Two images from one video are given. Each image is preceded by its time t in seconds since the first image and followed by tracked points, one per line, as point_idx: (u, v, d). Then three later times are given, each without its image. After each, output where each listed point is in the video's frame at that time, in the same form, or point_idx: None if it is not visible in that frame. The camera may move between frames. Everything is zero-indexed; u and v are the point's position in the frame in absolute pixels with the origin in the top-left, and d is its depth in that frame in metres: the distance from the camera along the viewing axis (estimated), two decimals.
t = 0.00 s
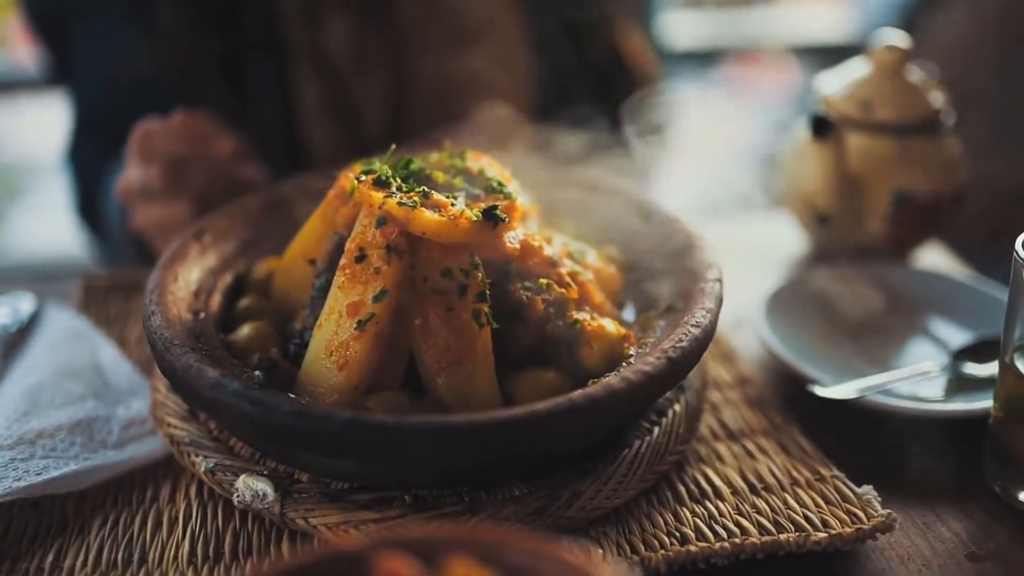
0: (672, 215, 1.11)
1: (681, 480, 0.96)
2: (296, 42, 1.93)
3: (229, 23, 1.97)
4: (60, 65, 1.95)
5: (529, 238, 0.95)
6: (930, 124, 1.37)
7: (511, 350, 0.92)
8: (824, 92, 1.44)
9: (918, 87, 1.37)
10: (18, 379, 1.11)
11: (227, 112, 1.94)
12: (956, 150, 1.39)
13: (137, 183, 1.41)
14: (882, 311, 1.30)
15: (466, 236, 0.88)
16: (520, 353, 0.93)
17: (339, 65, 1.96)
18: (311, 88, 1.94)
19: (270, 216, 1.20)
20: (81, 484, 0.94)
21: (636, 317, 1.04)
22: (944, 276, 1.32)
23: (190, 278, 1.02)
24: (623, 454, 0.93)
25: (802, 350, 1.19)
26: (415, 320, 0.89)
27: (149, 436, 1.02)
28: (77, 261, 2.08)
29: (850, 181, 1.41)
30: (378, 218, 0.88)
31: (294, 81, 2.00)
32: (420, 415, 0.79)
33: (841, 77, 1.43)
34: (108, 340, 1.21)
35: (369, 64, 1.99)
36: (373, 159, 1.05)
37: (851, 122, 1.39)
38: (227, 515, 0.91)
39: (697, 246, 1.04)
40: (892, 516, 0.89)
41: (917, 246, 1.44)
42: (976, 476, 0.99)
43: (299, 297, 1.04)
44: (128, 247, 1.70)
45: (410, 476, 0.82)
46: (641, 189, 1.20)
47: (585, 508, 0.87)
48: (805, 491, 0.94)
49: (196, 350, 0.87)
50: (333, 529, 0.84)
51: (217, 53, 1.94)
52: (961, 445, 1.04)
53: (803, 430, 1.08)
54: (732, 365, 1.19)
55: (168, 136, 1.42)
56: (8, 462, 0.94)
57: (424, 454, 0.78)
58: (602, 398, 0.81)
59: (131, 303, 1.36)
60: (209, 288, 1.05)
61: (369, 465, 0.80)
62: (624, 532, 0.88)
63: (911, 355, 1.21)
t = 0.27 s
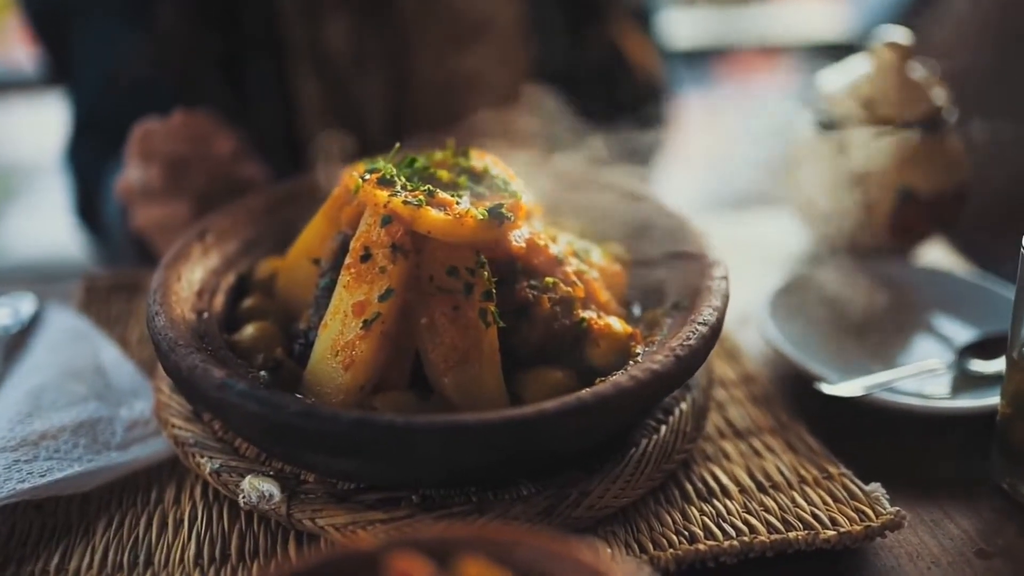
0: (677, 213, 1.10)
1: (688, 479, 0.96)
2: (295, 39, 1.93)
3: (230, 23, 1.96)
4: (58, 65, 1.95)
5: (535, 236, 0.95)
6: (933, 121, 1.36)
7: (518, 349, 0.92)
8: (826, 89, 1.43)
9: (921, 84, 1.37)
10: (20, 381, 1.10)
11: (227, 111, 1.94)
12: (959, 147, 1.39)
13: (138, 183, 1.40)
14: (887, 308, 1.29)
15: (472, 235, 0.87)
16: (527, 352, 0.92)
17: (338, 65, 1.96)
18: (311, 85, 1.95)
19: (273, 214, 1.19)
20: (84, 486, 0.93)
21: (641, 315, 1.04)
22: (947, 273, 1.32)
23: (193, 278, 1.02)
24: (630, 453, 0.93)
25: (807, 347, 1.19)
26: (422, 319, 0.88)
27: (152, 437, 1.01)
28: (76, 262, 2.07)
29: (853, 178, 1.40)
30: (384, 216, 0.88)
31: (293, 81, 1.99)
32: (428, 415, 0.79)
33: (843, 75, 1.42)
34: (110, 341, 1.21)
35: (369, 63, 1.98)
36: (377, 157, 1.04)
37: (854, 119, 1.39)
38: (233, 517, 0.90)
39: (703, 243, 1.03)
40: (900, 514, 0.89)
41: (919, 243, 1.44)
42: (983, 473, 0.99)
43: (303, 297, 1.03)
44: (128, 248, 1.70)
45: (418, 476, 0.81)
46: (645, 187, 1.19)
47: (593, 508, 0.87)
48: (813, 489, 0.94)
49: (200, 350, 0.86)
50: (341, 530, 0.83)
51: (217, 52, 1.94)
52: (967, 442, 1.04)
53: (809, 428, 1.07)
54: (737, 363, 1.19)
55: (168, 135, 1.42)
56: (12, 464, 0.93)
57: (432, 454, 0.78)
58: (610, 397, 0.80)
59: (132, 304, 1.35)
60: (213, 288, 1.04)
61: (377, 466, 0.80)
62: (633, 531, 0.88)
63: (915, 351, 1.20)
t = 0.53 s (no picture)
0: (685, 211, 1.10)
1: (698, 476, 0.96)
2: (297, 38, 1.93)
3: (230, 24, 1.93)
4: (59, 64, 1.94)
5: (544, 233, 0.95)
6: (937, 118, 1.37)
7: (528, 345, 0.92)
8: (829, 86, 1.43)
9: (925, 81, 1.37)
10: (26, 380, 1.10)
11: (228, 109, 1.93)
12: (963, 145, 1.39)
13: (143, 182, 1.40)
14: (892, 305, 1.29)
15: (483, 231, 0.87)
16: (537, 349, 0.92)
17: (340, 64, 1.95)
18: (312, 85, 1.96)
19: (279, 212, 1.19)
20: (93, 485, 0.93)
21: (650, 312, 1.03)
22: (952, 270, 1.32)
23: (201, 275, 1.01)
24: (640, 450, 0.93)
25: (814, 345, 1.19)
26: (432, 316, 0.88)
27: (160, 435, 1.01)
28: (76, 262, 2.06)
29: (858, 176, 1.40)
30: (394, 213, 0.87)
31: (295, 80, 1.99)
32: (441, 412, 0.79)
33: (847, 73, 1.43)
34: (116, 340, 1.20)
35: (371, 62, 1.98)
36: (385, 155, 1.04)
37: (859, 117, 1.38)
38: (243, 515, 0.90)
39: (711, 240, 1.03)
40: (911, 510, 0.89)
41: (923, 240, 1.44)
42: (992, 469, 0.99)
43: (311, 294, 1.03)
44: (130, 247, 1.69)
45: (430, 473, 0.81)
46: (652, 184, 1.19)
47: (605, 504, 0.87)
48: (823, 485, 0.94)
49: (210, 348, 0.86)
50: (353, 527, 0.83)
51: (218, 51, 1.93)
52: (975, 438, 1.04)
53: (817, 425, 1.08)
54: (745, 360, 1.19)
55: (173, 133, 1.41)
56: (20, 462, 0.92)
57: (445, 450, 0.77)
58: (623, 393, 0.80)
59: (137, 303, 1.35)
60: (220, 286, 1.04)
61: (390, 463, 0.80)
62: (644, 528, 0.88)
63: (922, 348, 1.21)
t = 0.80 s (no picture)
0: (688, 209, 1.10)
1: (703, 474, 0.96)
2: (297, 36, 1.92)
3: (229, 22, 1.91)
4: (56, 64, 1.94)
5: (549, 232, 0.95)
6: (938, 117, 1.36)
7: (534, 344, 0.92)
8: (829, 84, 1.42)
9: (926, 80, 1.36)
10: (27, 379, 1.09)
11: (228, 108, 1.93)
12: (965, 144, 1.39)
13: (144, 182, 1.40)
14: (894, 304, 1.29)
15: (488, 230, 0.87)
16: (542, 347, 0.92)
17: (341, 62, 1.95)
18: (312, 84, 1.98)
19: (282, 211, 1.19)
20: (95, 485, 0.93)
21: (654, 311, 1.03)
22: (954, 269, 1.32)
23: (204, 274, 1.01)
24: (645, 449, 0.93)
25: (818, 343, 1.19)
26: (437, 315, 0.88)
27: (163, 435, 1.01)
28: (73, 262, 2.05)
29: (860, 175, 1.40)
30: (399, 212, 0.87)
31: (294, 79, 1.98)
32: (448, 410, 0.78)
33: (848, 71, 1.42)
34: (117, 340, 1.20)
35: (371, 61, 1.98)
36: (389, 153, 1.04)
37: (860, 114, 1.38)
38: (247, 515, 0.90)
39: (715, 239, 1.03)
40: (917, 508, 0.89)
41: (924, 238, 1.44)
42: (996, 466, 0.99)
43: (315, 293, 1.03)
44: (130, 247, 1.68)
45: (437, 472, 0.81)
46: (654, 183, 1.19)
47: (611, 503, 0.87)
48: (828, 483, 0.94)
49: (215, 346, 0.85)
50: (358, 526, 0.83)
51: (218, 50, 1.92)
52: (979, 435, 1.04)
53: (822, 422, 1.08)
54: (748, 359, 1.19)
55: (175, 132, 1.41)
56: (23, 462, 0.92)
57: (452, 449, 0.77)
58: (630, 391, 0.80)
59: (138, 302, 1.34)
60: (224, 285, 1.04)
61: (396, 461, 0.79)
62: (650, 527, 0.88)
63: (925, 346, 1.21)
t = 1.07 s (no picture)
0: (691, 206, 1.10)
1: (707, 472, 0.96)
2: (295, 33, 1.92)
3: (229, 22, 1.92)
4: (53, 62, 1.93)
5: (553, 229, 0.94)
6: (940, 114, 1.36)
7: (538, 341, 0.91)
8: (832, 83, 1.43)
9: (928, 77, 1.36)
10: (26, 378, 1.09)
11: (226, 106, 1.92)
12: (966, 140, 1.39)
13: (143, 179, 1.39)
14: (895, 300, 1.29)
15: (492, 226, 0.86)
16: (546, 345, 0.92)
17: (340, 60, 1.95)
18: (313, 84, 1.96)
19: (282, 208, 1.18)
20: (96, 484, 0.92)
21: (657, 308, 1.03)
22: (955, 266, 1.32)
23: (205, 272, 1.00)
24: (650, 446, 0.93)
25: (821, 340, 1.19)
26: (441, 312, 0.87)
27: (164, 434, 1.00)
28: (70, 261, 2.05)
29: (862, 173, 1.40)
30: (403, 208, 0.87)
31: (292, 77, 1.97)
32: (453, 408, 0.78)
33: (850, 69, 1.43)
34: (117, 338, 1.19)
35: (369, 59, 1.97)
36: (392, 150, 1.03)
37: (862, 112, 1.38)
38: (250, 514, 0.89)
39: (718, 235, 1.03)
40: (922, 504, 0.89)
41: (925, 235, 1.44)
42: (1000, 463, 0.99)
43: (317, 291, 1.02)
44: (128, 244, 1.68)
45: (441, 470, 0.81)
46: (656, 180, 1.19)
47: (616, 501, 0.86)
48: (833, 481, 0.94)
49: (218, 344, 0.85)
50: (362, 525, 0.82)
51: (216, 48, 1.92)
52: (982, 432, 1.04)
53: (826, 419, 1.07)
54: (750, 357, 1.18)
55: (174, 129, 1.40)
56: (23, 461, 0.91)
57: (458, 446, 0.77)
58: (636, 388, 0.80)
59: (137, 301, 1.34)
60: (225, 282, 1.03)
61: (401, 459, 0.79)
62: (655, 524, 0.88)
63: (927, 343, 1.20)
